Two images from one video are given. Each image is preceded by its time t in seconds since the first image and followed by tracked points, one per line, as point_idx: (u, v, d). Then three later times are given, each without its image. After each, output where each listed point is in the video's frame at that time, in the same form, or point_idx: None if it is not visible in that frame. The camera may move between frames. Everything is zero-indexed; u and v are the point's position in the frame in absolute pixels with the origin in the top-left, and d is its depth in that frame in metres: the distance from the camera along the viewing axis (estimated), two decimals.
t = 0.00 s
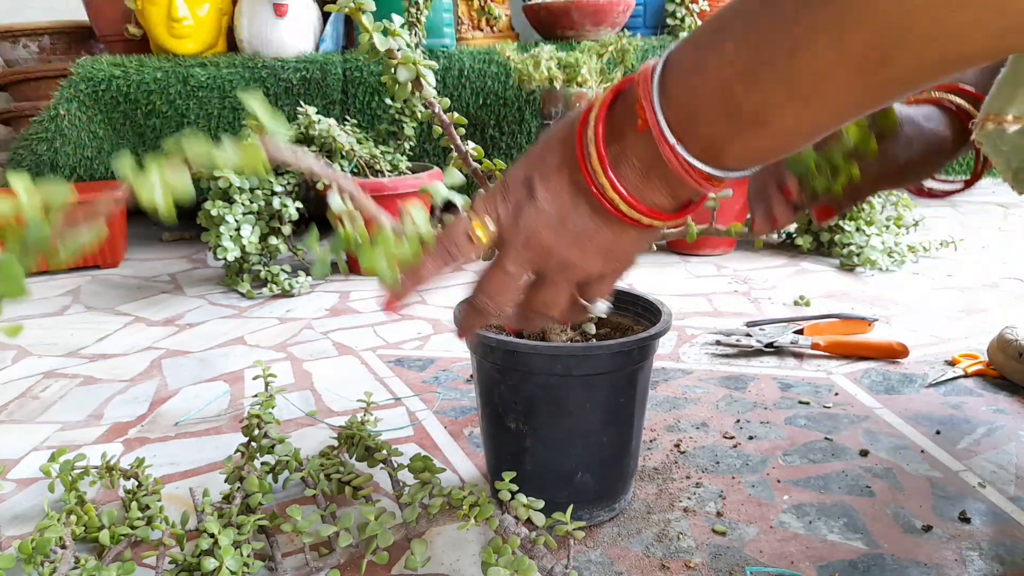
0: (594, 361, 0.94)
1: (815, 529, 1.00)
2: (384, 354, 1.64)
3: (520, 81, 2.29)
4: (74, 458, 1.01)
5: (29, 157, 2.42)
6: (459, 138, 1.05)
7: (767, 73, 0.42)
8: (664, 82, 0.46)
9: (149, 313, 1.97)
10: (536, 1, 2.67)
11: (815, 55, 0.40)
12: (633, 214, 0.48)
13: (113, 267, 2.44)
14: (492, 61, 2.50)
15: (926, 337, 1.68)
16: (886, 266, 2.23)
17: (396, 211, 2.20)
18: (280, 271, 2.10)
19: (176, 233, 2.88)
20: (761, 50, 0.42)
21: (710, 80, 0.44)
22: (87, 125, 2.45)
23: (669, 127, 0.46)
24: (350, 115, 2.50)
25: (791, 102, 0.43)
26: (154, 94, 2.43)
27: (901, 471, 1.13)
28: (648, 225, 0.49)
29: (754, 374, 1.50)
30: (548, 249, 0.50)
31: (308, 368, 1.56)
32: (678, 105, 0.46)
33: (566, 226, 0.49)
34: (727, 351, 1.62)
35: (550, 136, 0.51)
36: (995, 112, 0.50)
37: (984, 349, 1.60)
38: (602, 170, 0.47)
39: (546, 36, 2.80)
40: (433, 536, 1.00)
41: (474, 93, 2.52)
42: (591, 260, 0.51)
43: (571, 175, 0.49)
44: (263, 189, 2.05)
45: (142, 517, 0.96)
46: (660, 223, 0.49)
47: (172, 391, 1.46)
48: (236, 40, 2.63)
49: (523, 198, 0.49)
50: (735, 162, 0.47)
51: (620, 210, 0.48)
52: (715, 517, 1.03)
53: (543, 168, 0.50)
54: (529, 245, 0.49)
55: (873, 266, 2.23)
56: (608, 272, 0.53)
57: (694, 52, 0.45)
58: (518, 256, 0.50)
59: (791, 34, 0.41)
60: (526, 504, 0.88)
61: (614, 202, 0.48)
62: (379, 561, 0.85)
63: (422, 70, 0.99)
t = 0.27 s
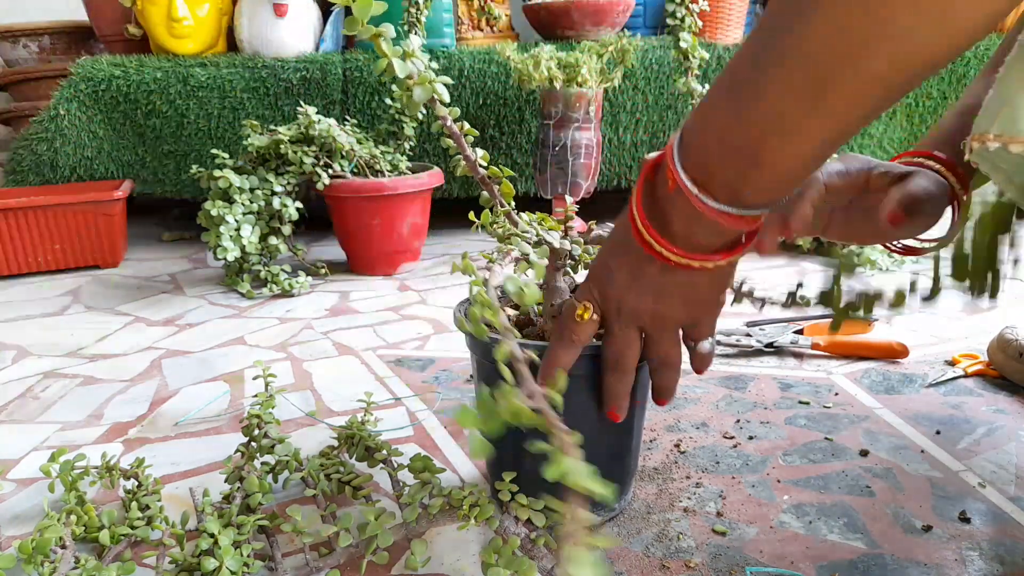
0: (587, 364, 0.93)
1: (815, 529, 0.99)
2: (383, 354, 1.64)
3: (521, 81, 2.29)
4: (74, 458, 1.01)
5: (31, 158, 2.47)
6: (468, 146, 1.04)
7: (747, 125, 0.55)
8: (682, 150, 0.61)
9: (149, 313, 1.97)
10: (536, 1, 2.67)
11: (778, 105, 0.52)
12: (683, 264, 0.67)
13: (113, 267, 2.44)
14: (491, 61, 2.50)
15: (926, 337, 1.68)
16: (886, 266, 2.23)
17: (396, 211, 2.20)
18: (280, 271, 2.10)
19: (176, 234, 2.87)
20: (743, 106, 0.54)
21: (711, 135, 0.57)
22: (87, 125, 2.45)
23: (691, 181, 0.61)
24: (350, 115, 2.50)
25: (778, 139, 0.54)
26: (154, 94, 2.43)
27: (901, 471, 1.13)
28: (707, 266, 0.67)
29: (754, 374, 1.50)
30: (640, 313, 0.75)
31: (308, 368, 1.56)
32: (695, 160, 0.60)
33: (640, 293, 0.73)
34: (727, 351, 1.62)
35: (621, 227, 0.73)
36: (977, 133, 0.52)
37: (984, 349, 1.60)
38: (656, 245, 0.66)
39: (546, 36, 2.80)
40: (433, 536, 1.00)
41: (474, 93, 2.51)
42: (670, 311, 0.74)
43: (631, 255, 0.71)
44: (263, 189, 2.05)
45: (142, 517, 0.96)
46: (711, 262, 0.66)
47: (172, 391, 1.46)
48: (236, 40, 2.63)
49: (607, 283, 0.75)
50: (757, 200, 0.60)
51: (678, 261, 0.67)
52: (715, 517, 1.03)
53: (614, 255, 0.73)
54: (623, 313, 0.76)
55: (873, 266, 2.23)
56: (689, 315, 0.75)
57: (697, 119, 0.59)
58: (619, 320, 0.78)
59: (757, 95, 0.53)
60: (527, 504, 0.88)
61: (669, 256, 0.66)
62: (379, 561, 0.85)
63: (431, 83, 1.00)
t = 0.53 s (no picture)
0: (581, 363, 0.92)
1: (814, 529, 0.99)
2: (384, 354, 1.64)
3: (521, 81, 2.29)
4: (73, 458, 1.01)
5: (31, 158, 2.47)
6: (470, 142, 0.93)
7: (706, 174, 0.52)
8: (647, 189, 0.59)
9: (150, 313, 1.97)
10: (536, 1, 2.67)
11: (733, 156, 0.50)
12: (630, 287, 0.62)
13: (113, 267, 2.44)
14: (492, 61, 2.50)
15: (926, 337, 1.68)
16: (886, 266, 2.23)
17: (396, 211, 2.20)
18: (280, 271, 2.10)
19: (176, 234, 2.88)
20: (699, 151, 0.52)
21: (674, 181, 0.55)
22: (87, 125, 2.45)
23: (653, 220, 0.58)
24: (350, 115, 2.50)
25: (735, 187, 0.51)
26: (154, 94, 2.43)
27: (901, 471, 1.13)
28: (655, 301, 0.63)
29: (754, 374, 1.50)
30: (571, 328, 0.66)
31: (308, 368, 1.56)
32: (658, 203, 0.57)
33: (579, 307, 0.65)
34: (727, 351, 1.62)
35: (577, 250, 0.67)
36: (931, 143, 0.49)
37: (984, 349, 1.60)
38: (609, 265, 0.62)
39: (546, 35, 2.80)
40: (433, 537, 1.00)
41: (474, 92, 2.51)
42: (599, 331, 0.65)
43: (581, 274, 0.65)
44: (263, 189, 2.05)
45: (142, 517, 0.96)
46: (658, 296, 0.62)
47: (172, 391, 1.46)
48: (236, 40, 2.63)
49: (548, 298, 0.68)
50: (713, 245, 0.57)
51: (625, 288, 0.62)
52: (715, 517, 1.03)
53: (563, 272, 0.67)
54: (556, 328, 0.67)
55: (873, 266, 2.23)
56: (619, 345, 0.67)
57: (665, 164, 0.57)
58: (550, 336, 0.68)
59: (714, 137, 0.51)
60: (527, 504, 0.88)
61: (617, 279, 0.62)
62: (379, 561, 0.85)
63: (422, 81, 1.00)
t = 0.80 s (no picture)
0: (576, 358, 0.94)
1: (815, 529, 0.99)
2: (383, 354, 1.64)
3: (521, 81, 2.30)
4: (73, 458, 1.01)
5: (31, 158, 2.47)
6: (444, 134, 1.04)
7: (681, 124, 0.61)
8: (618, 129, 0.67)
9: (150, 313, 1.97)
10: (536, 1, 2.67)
11: (713, 111, 0.59)
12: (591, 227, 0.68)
13: (113, 267, 2.44)
14: (492, 61, 2.50)
15: (926, 337, 1.68)
16: (886, 266, 2.23)
17: (396, 211, 2.20)
18: (280, 271, 2.10)
19: (176, 234, 2.88)
20: (681, 101, 0.61)
21: (647, 127, 0.64)
22: (87, 125, 2.45)
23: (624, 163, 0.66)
24: (350, 115, 2.50)
25: (713, 136, 0.61)
26: (154, 94, 2.43)
27: (901, 471, 1.13)
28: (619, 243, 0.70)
29: (754, 374, 1.50)
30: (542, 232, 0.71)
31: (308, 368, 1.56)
32: (630, 145, 0.66)
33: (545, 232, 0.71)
34: (727, 351, 1.62)
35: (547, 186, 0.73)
36: (923, 139, 0.61)
37: (984, 349, 1.60)
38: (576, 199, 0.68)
39: (546, 36, 2.80)
40: (433, 536, 1.00)
41: (475, 93, 2.52)
42: (553, 258, 0.71)
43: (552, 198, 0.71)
44: (263, 189, 2.05)
45: (142, 517, 0.96)
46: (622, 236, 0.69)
47: (172, 391, 1.46)
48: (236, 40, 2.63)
49: (520, 220, 0.73)
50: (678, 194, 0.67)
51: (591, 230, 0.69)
52: (715, 517, 1.03)
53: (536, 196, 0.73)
54: (519, 249, 0.72)
55: (873, 266, 2.23)
56: (573, 278, 0.71)
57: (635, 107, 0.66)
58: (510, 257, 0.73)
59: (700, 94, 0.60)
60: (527, 504, 0.88)
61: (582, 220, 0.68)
62: (379, 561, 0.85)
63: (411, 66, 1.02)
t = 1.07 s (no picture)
0: (576, 358, 0.94)
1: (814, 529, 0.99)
2: (383, 354, 1.64)
3: (521, 81, 2.30)
4: (73, 459, 1.01)
5: (31, 158, 2.44)
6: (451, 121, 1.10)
7: (684, 112, 0.63)
8: (622, 109, 0.69)
9: (150, 313, 1.97)
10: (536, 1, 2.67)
11: (716, 100, 0.61)
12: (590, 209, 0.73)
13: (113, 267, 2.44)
14: (492, 61, 2.50)
15: (926, 337, 1.68)
16: (886, 266, 2.23)
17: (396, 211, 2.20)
18: (280, 271, 2.10)
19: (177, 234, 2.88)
20: (683, 96, 0.63)
21: (652, 111, 0.66)
22: (87, 125, 2.45)
23: (625, 144, 0.69)
24: (350, 115, 2.51)
25: (711, 129, 0.63)
26: (154, 94, 2.43)
27: (901, 471, 1.13)
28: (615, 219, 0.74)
29: (754, 374, 1.50)
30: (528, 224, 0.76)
31: (308, 367, 1.56)
32: (632, 127, 0.68)
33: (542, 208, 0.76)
34: (727, 351, 1.62)
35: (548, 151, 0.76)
36: (933, 135, 0.57)
37: (983, 349, 1.60)
38: (572, 178, 0.72)
39: (546, 35, 2.80)
40: (433, 536, 1.00)
41: (475, 93, 2.52)
42: (549, 240, 0.78)
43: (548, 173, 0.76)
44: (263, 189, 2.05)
45: (142, 517, 0.96)
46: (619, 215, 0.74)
47: (172, 391, 1.46)
48: (236, 40, 2.63)
49: (514, 190, 0.78)
50: (680, 175, 0.70)
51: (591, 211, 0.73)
52: (715, 517, 1.03)
53: (531, 169, 0.77)
54: (514, 221, 0.78)
55: (873, 266, 2.23)
56: (567, 249, 0.78)
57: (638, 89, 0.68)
58: (501, 226, 0.79)
59: (703, 92, 0.61)
60: (527, 504, 0.88)
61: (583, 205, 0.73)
62: (379, 561, 0.85)
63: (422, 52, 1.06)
